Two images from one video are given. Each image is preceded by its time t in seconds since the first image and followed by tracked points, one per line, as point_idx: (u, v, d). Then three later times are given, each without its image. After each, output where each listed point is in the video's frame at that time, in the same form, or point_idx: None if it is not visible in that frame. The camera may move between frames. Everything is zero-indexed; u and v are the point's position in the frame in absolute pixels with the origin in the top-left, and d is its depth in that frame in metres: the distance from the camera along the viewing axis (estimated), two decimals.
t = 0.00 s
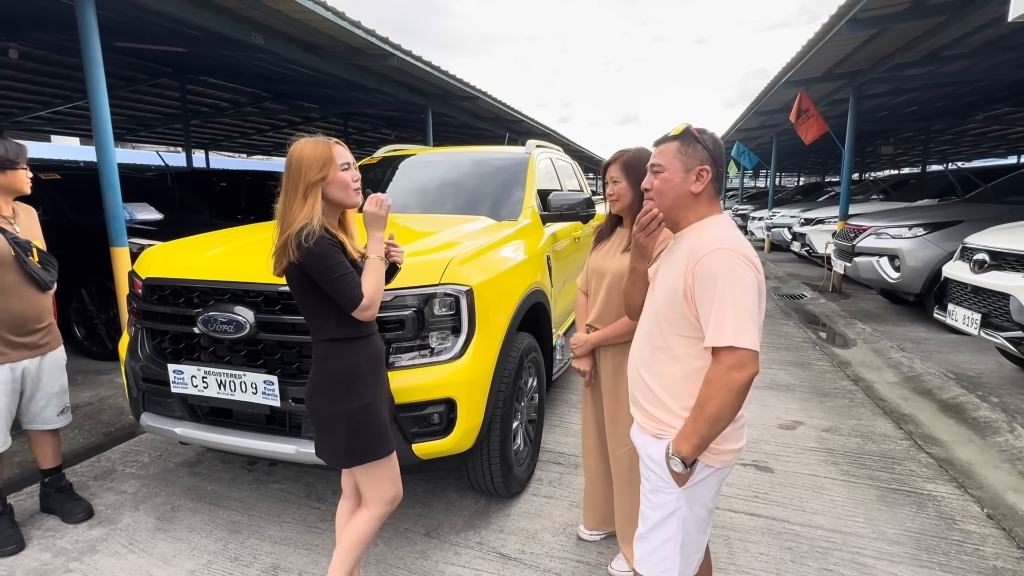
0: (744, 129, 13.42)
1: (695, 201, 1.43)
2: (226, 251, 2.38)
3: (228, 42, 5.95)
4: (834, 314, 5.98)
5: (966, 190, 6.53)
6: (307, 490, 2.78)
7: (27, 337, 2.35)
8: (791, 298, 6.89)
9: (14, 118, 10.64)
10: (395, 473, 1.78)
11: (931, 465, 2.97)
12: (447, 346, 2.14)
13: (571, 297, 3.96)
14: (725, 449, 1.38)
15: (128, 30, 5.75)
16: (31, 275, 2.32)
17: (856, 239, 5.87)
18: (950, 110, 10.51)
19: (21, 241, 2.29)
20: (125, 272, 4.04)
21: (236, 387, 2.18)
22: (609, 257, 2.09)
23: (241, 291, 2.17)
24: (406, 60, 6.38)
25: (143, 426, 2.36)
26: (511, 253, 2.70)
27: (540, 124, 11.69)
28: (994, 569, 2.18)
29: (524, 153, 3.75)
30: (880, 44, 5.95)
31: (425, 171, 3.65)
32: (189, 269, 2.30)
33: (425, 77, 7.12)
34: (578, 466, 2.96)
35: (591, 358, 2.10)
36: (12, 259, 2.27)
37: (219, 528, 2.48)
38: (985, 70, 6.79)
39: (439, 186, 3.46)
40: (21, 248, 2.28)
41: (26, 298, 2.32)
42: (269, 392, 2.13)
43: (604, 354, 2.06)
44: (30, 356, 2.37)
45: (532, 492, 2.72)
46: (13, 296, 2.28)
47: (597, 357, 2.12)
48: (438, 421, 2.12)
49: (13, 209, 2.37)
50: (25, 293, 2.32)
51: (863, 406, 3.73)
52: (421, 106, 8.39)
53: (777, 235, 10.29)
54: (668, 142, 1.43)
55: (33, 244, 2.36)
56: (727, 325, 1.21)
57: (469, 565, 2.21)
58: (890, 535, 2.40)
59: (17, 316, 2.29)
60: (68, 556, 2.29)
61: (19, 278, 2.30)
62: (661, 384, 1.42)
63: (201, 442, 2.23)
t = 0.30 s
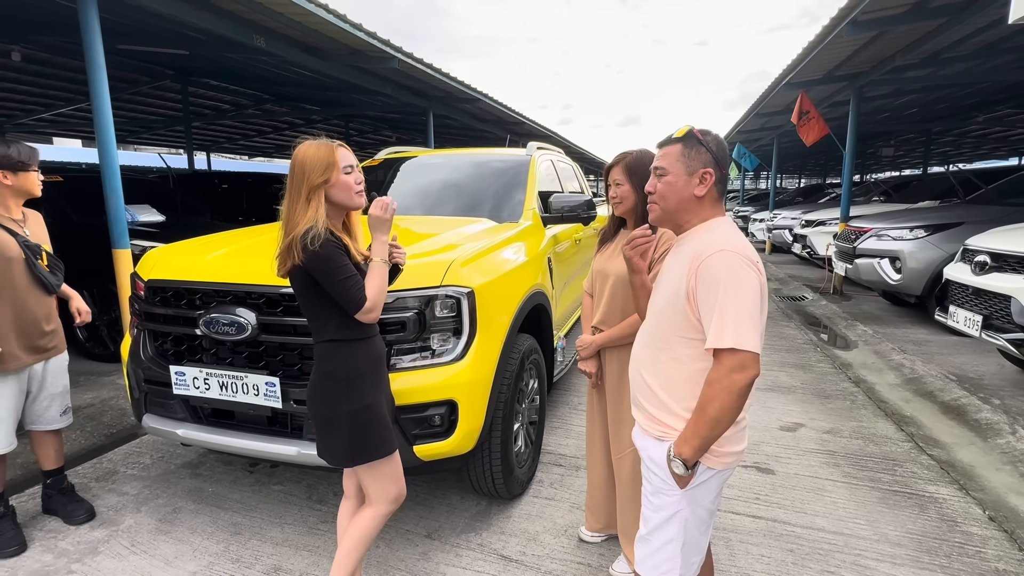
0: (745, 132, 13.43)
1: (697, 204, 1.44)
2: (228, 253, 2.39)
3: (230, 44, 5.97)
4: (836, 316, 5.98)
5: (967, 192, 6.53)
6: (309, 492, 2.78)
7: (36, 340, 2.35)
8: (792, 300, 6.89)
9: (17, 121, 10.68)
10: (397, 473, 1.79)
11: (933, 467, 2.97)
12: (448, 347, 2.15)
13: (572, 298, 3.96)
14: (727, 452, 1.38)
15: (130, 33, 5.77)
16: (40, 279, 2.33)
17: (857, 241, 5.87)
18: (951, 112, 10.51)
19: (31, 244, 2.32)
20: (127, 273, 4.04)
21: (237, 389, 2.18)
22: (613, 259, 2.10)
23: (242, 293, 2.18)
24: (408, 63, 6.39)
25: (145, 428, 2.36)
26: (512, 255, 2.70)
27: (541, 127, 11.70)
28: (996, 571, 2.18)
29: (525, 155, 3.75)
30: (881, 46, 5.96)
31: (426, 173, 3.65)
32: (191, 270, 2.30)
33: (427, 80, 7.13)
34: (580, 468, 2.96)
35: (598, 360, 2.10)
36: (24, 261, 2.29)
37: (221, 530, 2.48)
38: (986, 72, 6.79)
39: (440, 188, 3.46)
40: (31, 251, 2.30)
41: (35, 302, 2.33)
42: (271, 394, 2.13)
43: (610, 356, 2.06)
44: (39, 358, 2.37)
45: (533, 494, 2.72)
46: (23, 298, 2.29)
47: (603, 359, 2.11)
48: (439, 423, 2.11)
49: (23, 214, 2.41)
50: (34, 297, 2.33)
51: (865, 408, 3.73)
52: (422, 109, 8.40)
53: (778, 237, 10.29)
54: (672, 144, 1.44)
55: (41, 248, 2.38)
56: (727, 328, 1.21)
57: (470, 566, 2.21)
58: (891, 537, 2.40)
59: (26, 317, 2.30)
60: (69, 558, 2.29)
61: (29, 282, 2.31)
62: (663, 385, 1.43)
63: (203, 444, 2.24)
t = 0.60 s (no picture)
0: (745, 133, 13.45)
1: (697, 207, 1.45)
2: (230, 255, 2.40)
3: (232, 47, 5.99)
4: (836, 317, 5.98)
5: (968, 194, 6.54)
6: (310, 493, 2.79)
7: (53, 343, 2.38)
8: (792, 302, 6.89)
9: (19, 123, 10.72)
10: (402, 472, 1.80)
11: (933, 469, 2.98)
12: (449, 349, 2.16)
13: (572, 300, 3.97)
14: (727, 452, 1.39)
15: (132, 36, 5.79)
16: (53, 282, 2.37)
17: (857, 243, 5.88)
18: (951, 114, 10.52)
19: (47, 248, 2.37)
20: (129, 276, 4.06)
21: (239, 390, 2.19)
22: (618, 262, 2.11)
23: (244, 295, 2.19)
24: (408, 66, 6.41)
25: (147, 429, 2.37)
26: (513, 257, 2.71)
27: (542, 129, 11.72)
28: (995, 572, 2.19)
29: (525, 158, 3.77)
30: (881, 49, 5.97)
31: (426, 176, 3.67)
32: (193, 272, 2.32)
33: (428, 82, 7.15)
34: (580, 470, 2.97)
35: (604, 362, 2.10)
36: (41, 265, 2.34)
37: (222, 531, 2.49)
38: (986, 74, 6.80)
39: (441, 191, 3.48)
40: (45, 255, 2.34)
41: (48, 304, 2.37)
42: (273, 395, 2.14)
43: (616, 359, 2.07)
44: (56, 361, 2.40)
45: (533, 496, 2.72)
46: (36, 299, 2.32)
47: (609, 362, 2.12)
48: (441, 424, 2.12)
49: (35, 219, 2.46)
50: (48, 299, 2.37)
51: (864, 410, 3.74)
52: (423, 111, 8.42)
53: (778, 239, 10.29)
54: (672, 146, 1.44)
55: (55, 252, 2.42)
56: (727, 330, 1.22)
57: (471, 567, 2.22)
58: (891, 539, 2.41)
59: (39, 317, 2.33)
60: (72, 559, 2.30)
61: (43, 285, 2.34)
62: (663, 386, 1.44)
63: (205, 445, 2.25)
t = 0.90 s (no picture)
0: (745, 136, 13.47)
1: (691, 210, 1.46)
2: (231, 257, 2.42)
3: (233, 50, 6.02)
4: (835, 319, 5.99)
5: (967, 196, 6.55)
6: (310, 494, 2.79)
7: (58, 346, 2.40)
8: (792, 304, 6.90)
9: (21, 126, 10.75)
10: (405, 472, 1.82)
11: (932, 470, 2.98)
12: (448, 351, 2.17)
13: (571, 302, 3.98)
14: (722, 453, 1.40)
15: (134, 39, 5.82)
16: (60, 287, 2.38)
17: (857, 245, 5.89)
18: (950, 116, 10.54)
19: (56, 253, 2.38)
20: (130, 278, 4.08)
21: (240, 392, 2.20)
22: (621, 264, 2.12)
23: (245, 297, 2.20)
24: (409, 68, 6.43)
25: (148, 431, 2.39)
26: (513, 259, 2.73)
27: (542, 131, 11.74)
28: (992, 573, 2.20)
29: (525, 160, 3.79)
30: (879, 51, 5.99)
31: (425, 179, 3.68)
32: (194, 274, 2.33)
33: (428, 85, 7.17)
34: (580, 471, 2.97)
35: (611, 365, 2.11)
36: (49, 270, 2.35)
37: (223, 532, 2.50)
38: (984, 76, 6.82)
39: (441, 193, 3.50)
40: (55, 261, 2.36)
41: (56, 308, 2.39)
42: (273, 396, 2.15)
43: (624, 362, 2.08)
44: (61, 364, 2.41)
45: (533, 497, 2.73)
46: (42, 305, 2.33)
47: (616, 365, 2.13)
48: (440, 425, 2.13)
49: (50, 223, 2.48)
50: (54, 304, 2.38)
51: (864, 411, 3.74)
52: (423, 113, 8.44)
53: (778, 241, 10.31)
54: (666, 150, 1.46)
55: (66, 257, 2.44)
56: (715, 331, 1.23)
57: (470, 568, 2.23)
58: (889, 539, 2.41)
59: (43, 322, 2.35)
60: (73, 559, 2.31)
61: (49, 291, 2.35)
62: (657, 387, 1.45)
63: (205, 446, 2.26)
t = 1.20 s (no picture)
0: (744, 138, 13.50)
1: (684, 213, 1.47)
2: (231, 260, 2.43)
3: (233, 52, 6.03)
4: (834, 321, 6.00)
5: (965, 198, 6.56)
6: (309, 496, 2.80)
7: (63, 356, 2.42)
8: (791, 305, 6.92)
9: (21, 128, 10.77)
10: (413, 468, 1.84)
11: (929, 471, 2.99)
12: (447, 352, 2.18)
13: (571, 304, 4.00)
14: (717, 454, 1.41)
15: (133, 41, 5.84)
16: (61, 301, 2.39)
17: (855, 246, 5.90)
18: (949, 118, 10.56)
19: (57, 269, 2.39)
20: (130, 280, 4.09)
21: (239, 393, 2.21)
22: (620, 267, 2.14)
23: (245, 299, 2.22)
24: (409, 71, 6.45)
25: (148, 432, 2.40)
26: (512, 261, 2.74)
27: (541, 133, 11.76)
28: (988, 573, 2.21)
29: (524, 163, 3.80)
30: (877, 54, 6.01)
31: (424, 181, 3.69)
32: (194, 276, 2.34)
33: (428, 87, 7.19)
34: (579, 472, 2.98)
35: (610, 367, 2.12)
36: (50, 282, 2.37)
37: (222, 533, 2.51)
38: (982, 79, 6.84)
39: (441, 195, 3.51)
40: (56, 278, 2.37)
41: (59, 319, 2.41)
42: (272, 398, 2.16)
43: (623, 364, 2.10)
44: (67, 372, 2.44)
45: (531, 498, 2.74)
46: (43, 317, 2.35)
47: (616, 367, 2.14)
48: (438, 427, 2.14)
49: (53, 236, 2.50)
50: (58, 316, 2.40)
51: (862, 413, 3.75)
52: (423, 115, 8.45)
53: (778, 242, 10.32)
54: (660, 154, 1.47)
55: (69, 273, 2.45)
56: (705, 335, 1.24)
57: (469, 569, 2.24)
58: (886, 540, 2.42)
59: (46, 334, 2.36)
60: (73, 560, 2.32)
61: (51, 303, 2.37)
62: (652, 389, 1.46)
63: (204, 448, 2.27)
